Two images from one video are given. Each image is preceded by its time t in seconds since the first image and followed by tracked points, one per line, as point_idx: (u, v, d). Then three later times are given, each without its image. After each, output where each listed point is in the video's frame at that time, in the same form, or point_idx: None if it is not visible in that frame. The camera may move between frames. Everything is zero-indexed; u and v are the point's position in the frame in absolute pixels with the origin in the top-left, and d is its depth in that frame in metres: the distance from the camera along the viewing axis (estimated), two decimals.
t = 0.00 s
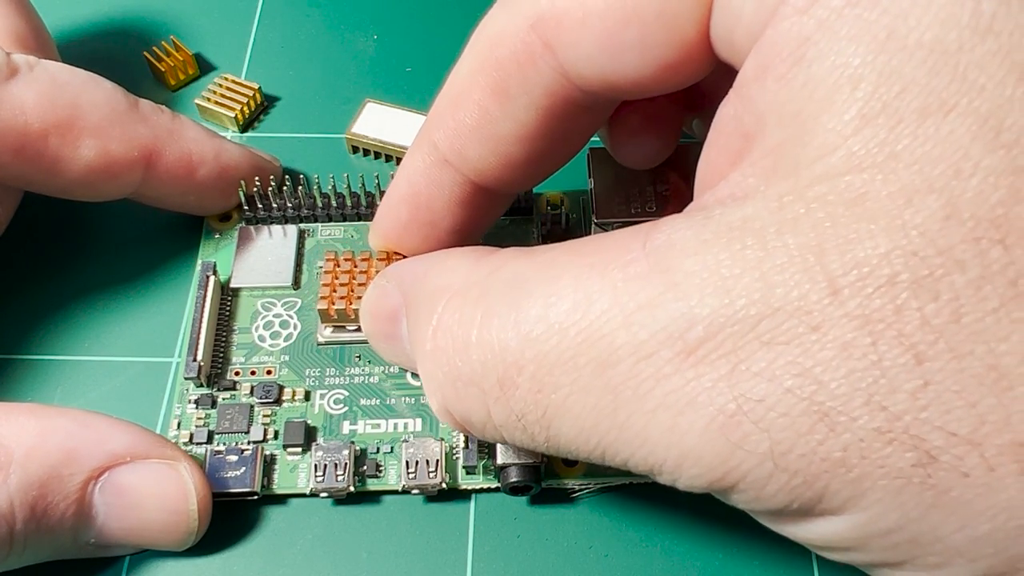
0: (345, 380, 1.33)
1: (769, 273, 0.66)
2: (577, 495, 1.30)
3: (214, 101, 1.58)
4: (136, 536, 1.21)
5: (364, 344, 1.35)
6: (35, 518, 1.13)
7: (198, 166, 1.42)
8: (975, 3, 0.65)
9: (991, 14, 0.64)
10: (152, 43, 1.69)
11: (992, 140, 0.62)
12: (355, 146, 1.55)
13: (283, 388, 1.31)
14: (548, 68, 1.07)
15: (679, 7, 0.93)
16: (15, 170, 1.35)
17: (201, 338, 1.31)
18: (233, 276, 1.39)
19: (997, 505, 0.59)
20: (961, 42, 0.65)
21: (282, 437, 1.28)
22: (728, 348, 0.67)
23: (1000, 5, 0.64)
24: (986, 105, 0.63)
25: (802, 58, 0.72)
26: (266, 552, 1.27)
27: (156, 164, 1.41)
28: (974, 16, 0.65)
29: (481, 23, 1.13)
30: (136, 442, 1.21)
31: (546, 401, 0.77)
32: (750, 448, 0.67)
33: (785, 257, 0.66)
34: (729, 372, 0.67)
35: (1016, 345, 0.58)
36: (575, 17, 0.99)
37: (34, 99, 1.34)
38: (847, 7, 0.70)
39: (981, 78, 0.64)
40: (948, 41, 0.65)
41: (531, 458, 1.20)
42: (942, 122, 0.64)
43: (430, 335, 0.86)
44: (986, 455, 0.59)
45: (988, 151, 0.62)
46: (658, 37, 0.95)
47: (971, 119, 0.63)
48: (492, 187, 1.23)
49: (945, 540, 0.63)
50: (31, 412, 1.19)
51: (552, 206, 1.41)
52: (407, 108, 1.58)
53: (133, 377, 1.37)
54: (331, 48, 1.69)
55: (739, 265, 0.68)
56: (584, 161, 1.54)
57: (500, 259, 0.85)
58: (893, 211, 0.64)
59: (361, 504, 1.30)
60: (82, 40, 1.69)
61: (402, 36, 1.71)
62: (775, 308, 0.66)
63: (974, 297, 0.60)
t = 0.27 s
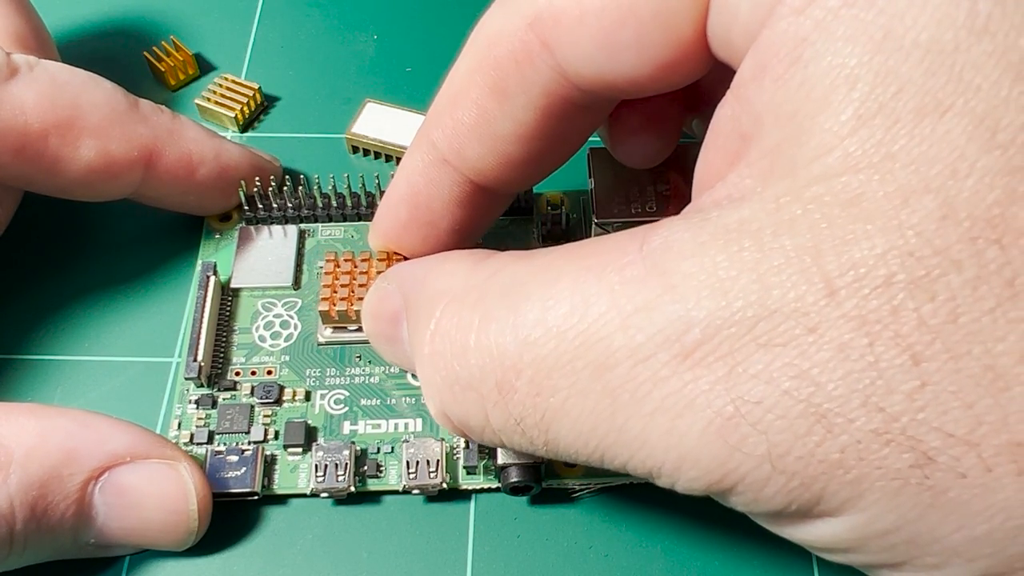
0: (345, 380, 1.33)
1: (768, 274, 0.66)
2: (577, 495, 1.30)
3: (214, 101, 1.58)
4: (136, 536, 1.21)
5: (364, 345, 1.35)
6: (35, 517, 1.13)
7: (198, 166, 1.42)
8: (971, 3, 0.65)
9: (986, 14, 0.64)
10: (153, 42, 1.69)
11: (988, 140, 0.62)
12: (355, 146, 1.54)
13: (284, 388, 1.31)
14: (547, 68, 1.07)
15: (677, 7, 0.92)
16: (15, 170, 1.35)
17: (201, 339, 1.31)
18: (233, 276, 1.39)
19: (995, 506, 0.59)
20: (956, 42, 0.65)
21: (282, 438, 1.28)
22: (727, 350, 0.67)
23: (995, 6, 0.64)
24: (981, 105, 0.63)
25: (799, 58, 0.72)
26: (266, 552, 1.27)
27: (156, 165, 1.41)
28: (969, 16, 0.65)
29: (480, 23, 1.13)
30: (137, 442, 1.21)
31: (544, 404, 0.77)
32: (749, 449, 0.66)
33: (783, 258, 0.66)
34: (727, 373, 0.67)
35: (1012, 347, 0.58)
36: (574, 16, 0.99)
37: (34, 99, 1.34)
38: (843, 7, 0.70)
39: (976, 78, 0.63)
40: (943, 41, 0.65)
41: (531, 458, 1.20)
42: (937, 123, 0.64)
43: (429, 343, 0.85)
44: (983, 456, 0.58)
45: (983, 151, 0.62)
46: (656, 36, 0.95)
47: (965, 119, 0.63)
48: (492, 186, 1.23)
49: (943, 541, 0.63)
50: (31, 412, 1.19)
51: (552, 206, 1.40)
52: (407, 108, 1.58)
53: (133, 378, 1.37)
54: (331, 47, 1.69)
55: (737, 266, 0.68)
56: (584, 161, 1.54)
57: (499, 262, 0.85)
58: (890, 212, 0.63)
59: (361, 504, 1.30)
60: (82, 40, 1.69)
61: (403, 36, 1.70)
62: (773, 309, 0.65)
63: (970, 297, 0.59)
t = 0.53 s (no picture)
0: (345, 380, 1.33)
1: (766, 276, 0.66)
2: (578, 495, 1.30)
3: (214, 101, 1.58)
4: (136, 535, 1.21)
5: (365, 344, 1.35)
6: (36, 516, 1.13)
7: (198, 167, 1.42)
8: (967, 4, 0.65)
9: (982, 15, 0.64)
10: (152, 42, 1.69)
11: (984, 141, 0.62)
12: (355, 146, 1.54)
13: (284, 388, 1.31)
14: (544, 68, 1.07)
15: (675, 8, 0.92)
16: (15, 171, 1.35)
17: (202, 339, 1.31)
18: (233, 276, 1.39)
19: (993, 506, 0.59)
20: (952, 43, 0.64)
21: (283, 438, 1.28)
22: (725, 352, 0.66)
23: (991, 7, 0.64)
24: (977, 106, 0.63)
25: (796, 60, 0.72)
26: (266, 552, 1.27)
27: (156, 165, 1.41)
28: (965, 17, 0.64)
29: (478, 24, 1.13)
30: (137, 440, 1.21)
31: (542, 406, 0.77)
32: (747, 451, 0.66)
33: (781, 260, 0.66)
34: (725, 375, 0.66)
35: (1008, 348, 0.58)
36: (571, 16, 0.99)
37: (34, 100, 1.34)
38: (840, 9, 0.70)
39: (973, 79, 0.63)
40: (939, 42, 0.65)
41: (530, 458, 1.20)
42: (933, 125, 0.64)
43: (426, 348, 0.85)
44: (980, 456, 0.58)
45: (979, 152, 0.62)
46: (654, 36, 0.94)
47: (962, 119, 0.63)
48: (491, 186, 1.23)
49: (941, 542, 0.63)
50: (32, 410, 1.19)
51: (552, 206, 1.40)
52: (407, 108, 1.58)
53: (134, 378, 1.37)
54: (331, 47, 1.69)
55: (734, 268, 0.68)
56: (584, 161, 1.54)
57: (497, 264, 0.85)
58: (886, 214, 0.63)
59: (361, 504, 1.30)
60: (82, 40, 1.69)
61: (403, 36, 1.70)
62: (771, 311, 0.65)
63: (967, 298, 0.59)
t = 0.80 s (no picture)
0: (345, 380, 1.33)
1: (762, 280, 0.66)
2: (577, 495, 1.30)
3: (214, 101, 1.58)
4: (136, 534, 1.21)
5: (365, 344, 1.35)
6: (36, 514, 1.13)
7: (198, 167, 1.42)
8: (963, 6, 0.64)
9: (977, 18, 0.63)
10: (153, 43, 1.69)
11: (979, 144, 0.61)
12: (355, 146, 1.54)
13: (284, 388, 1.31)
14: (541, 68, 1.06)
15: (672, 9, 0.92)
16: (15, 172, 1.35)
17: (201, 339, 1.31)
18: (232, 276, 1.39)
19: (990, 510, 0.58)
20: (948, 46, 0.64)
21: (283, 438, 1.28)
22: (720, 356, 0.66)
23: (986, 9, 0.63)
24: (973, 109, 0.62)
25: (793, 62, 0.71)
26: (266, 551, 1.27)
27: (155, 166, 1.41)
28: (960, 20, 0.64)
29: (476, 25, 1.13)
30: (137, 439, 1.21)
31: (539, 410, 0.77)
32: (743, 455, 0.66)
33: (777, 263, 0.66)
34: (721, 379, 0.66)
35: (1004, 353, 0.58)
36: (567, 16, 0.98)
37: (34, 101, 1.34)
38: (836, 12, 0.70)
39: (969, 82, 0.63)
40: (934, 45, 0.65)
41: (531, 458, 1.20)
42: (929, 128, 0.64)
43: (423, 351, 0.85)
44: (976, 460, 0.58)
45: (974, 155, 0.61)
46: (651, 37, 0.94)
47: (958, 122, 0.62)
48: (489, 185, 1.23)
49: (938, 547, 0.62)
50: (32, 410, 1.19)
51: (552, 206, 1.40)
52: (407, 108, 1.58)
53: (134, 378, 1.37)
54: (331, 47, 1.69)
55: (730, 271, 0.67)
56: (584, 161, 1.53)
57: (494, 266, 0.85)
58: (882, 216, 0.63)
59: (361, 504, 1.30)
60: (83, 41, 1.69)
61: (403, 36, 1.70)
62: (767, 314, 0.65)
63: (963, 302, 0.59)
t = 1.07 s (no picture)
0: (345, 381, 1.33)
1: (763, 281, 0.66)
2: (578, 495, 1.30)
3: (214, 101, 1.58)
4: (136, 534, 1.21)
5: (365, 344, 1.35)
6: (36, 514, 1.13)
7: (198, 168, 1.42)
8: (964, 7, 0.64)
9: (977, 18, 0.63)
10: (153, 43, 1.69)
11: (979, 146, 0.61)
12: (355, 146, 1.54)
13: (284, 388, 1.31)
14: (542, 68, 1.06)
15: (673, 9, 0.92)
16: (15, 172, 1.35)
17: (201, 339, 1.31)
18: (232, 276, 1.39)
19: (992, 514, 0.58)
20: (948, 47, 0.64)
21: (283, 438, 1.28)
22: (722, 359, 0.66)
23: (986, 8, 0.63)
24: (974, 110, 0.62)
25: (795, 63, 0.72)
26: (266, 551, 1.27)
27: (155, 166, 1.41)
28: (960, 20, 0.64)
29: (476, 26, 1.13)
30: (137, 439, 1.21)
31: (539, 412, 0.77)
32: (745, 458, 0.66)
33: (779, 266, 0.66)
34: (723, 382, 0.66)
35: (1005, 355, 0.58)
36: (568, 17, 0.98)
37: (34, 101, 1.34)
38: (837, 13, 0.70)
39: (969, 83, 0.63)
40: (935, 46, 0.65)
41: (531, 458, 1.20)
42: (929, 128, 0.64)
43: (423, 355, 0.85)
44: (979, 464, 0.58)
45: (975, 157, 0.61)
46: (652, 38, 0.94)
47: (959, 124, 0.62)
48: (491, 186, 1.23)
49: (940, 550, 0.62)
50: (32, 409, 1.19)
51: (552, 206, 1.40)
52: (407, 108, 1.58)
53: (134, 378, 1.37)
54: (331, 47, 1.69)
55: (731, 273, 0.67)
56: (584, 160, 1.53)
57: (494, 267, 0.85)
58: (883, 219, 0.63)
59: (361, 504, 1.30)
60: (83, 41, 1.69)
61: (403, 36, 1.70)
62: (769, 317, 0.65)
63: (965, 305, 0.59)
